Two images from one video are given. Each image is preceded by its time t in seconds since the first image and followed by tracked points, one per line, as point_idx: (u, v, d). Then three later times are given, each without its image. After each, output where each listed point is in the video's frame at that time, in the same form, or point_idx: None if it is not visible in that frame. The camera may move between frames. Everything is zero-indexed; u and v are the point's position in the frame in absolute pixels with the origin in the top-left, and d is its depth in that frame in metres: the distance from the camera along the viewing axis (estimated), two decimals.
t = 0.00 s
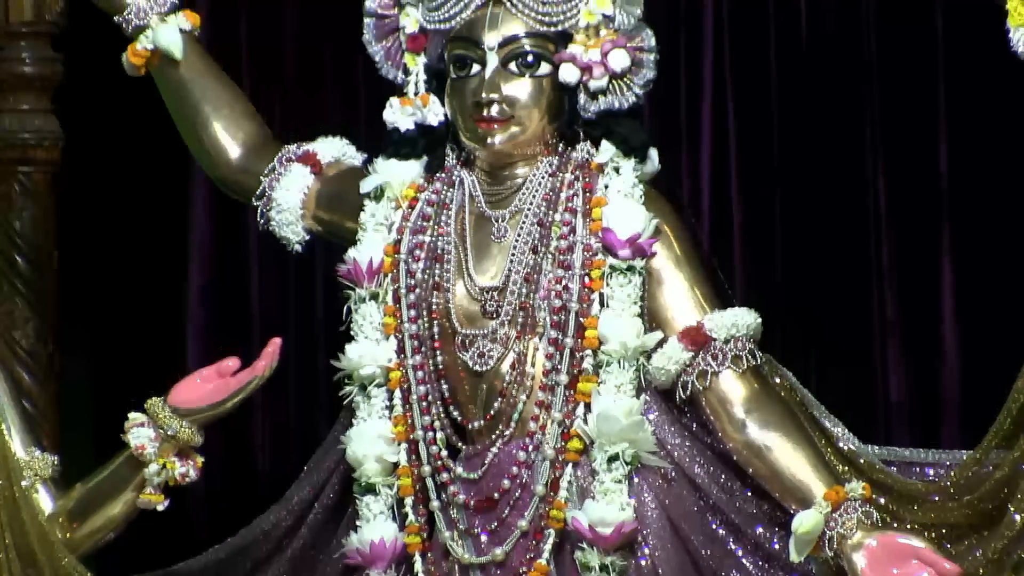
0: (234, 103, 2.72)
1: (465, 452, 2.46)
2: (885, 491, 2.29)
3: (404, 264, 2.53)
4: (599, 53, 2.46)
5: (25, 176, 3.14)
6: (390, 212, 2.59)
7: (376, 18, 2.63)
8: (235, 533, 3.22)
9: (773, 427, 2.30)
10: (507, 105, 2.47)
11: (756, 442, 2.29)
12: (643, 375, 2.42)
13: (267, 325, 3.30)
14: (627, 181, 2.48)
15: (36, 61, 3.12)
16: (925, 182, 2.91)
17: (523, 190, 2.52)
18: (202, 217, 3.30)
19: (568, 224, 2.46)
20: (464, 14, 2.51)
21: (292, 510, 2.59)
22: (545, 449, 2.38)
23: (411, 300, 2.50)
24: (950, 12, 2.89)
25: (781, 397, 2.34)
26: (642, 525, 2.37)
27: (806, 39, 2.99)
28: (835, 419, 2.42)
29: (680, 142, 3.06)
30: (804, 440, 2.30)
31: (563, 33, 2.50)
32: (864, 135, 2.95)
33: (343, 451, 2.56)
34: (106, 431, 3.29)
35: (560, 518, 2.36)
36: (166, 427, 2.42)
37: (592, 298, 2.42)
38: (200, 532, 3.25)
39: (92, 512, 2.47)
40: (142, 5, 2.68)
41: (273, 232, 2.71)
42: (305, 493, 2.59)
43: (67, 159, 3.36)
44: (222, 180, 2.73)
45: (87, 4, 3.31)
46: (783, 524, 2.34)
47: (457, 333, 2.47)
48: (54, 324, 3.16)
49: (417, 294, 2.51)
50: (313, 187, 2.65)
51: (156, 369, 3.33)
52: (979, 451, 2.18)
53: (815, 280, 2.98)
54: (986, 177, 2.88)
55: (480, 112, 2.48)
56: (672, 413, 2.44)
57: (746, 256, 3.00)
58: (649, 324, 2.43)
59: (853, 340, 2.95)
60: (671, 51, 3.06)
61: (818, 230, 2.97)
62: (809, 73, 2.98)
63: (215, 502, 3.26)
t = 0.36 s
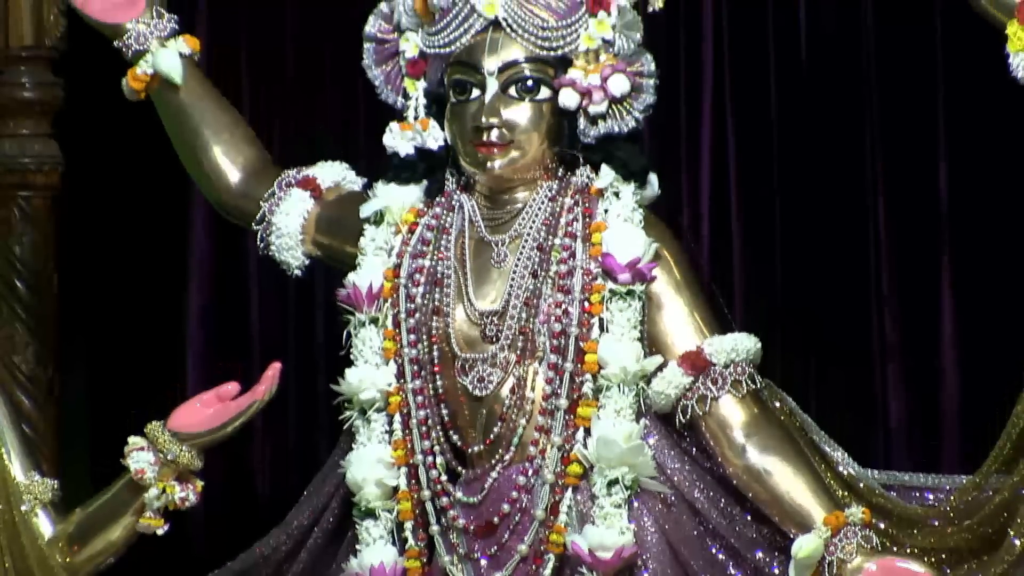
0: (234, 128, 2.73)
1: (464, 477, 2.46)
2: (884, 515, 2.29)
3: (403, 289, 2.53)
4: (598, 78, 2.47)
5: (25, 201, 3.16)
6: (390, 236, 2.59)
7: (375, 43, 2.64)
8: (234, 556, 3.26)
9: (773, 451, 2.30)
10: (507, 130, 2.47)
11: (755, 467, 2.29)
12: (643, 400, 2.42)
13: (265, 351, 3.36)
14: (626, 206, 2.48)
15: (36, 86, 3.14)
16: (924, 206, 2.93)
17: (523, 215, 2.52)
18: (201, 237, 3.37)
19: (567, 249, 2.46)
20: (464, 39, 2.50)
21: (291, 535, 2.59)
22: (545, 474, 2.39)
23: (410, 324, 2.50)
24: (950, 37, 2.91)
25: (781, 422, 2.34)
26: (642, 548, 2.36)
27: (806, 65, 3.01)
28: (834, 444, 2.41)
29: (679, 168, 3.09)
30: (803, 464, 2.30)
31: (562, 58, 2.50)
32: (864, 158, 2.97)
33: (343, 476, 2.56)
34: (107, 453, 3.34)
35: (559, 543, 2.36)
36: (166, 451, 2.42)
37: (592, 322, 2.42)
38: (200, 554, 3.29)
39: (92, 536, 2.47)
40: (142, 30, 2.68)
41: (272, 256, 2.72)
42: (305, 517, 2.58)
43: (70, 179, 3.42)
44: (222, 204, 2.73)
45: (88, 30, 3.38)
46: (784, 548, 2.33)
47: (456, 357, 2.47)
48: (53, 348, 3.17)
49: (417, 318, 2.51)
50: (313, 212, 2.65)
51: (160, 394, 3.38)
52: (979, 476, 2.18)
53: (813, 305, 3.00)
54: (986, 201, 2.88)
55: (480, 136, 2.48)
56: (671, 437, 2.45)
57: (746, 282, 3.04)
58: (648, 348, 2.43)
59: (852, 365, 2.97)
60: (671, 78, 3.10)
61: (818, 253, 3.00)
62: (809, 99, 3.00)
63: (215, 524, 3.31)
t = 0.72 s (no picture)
0: (234, 149, 2.74)
1: (464, 499, 2.45)
2: (884, 537, 2.29)
3: (404, 310, 2.53)
4: (599, 99, 2.48)
5: (25, 222, 3.17)
6: (390, 258, 2.59)
7: (376, 64, 2.65)
8: None
9: (773, 473, 2.30)
10: (508, 152, 2.48)
11: (756, 488, 2.30)
12: (643, 421, 2.42)
13: (266, 372, 3.38)
14: (627, 227, 2.48)
15: (37, 107, 3.15)
16: (925, 228, 2.95)
17: (524, 237, 2.52)
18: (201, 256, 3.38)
19: (568, 271, 2.47)
20: (464, 60, 2.51)
21: (292, 557, 2.59)
22: (545, 496, 2.39)
23: (411, 345, 2.50)
24: (950, 62, 2.94)
25: (781, 443, 2.34)
26: (642, 570, 2.37)
27: (806, 89, 3.02)
28: (834, 466, 2.41)
29: (680, 189, 3.10)
30: (804, 485, 2.30)
31: (563, 79, 2.50)
32: (865, 175, 2.99)
33: (343, 498, 2.56)
34: (106, 472, 3.38)
35: (560, 564, 2.37)
36: (166, 472, 2.42)
37: (592, 344, 2.43)
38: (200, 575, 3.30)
39: (93, 556, 2.49)
40: (142, 51, 2.68)
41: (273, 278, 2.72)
42: (305, 539, 2.58)
43: (69, 199, 3.45)
44: (223, 226, 2.73)
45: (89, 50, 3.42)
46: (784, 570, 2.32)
47: (457, 379, 2.47)
48: (53, 369, 3.18)
49: (418, 340, 2.51)
50: (314, 234, 2.66)
51: (163, 416, 3.41)
52: (980, 498, 2.18)
53: (814, 320, 3.01)
54: (986, 225, 2.91)
55: (481, 157, 2.49)
56: (671, 458, 2.44)
57: (747, 304, 3.05)
58: (649, 370, 2.43)
59: (853, 387, 2.98)
60: (671, 99, 3.11)
61: (818, 276, 3.02)
62: (809, 123, 3.02)
63: (216, 546, 3.33)
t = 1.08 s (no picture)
0: (233, 165, 2.74)
1: (463, 516, 2.46)
2: (884, 555, 2.28)
3: (403, 328, 2.53)
4: (599, 117, 2.48)
5: (25, 240, 3.17)
6: (390, 275, 2.59)
7: (375, 82, 2.65)
8: None
9: (773, 490, 2.31)
10: (507, 169, 2.48)
11: (756, 506, 2.30)
12: (643, 439, 2.42)
13: (265, 389, 3.40)
14: (626, 245, 2.49)
15: (37, 125, 3.15)
16: (925, 249, 2.98)
17: (523, 255, 2.53)
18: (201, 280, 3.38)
19: (568, 288, 2.46)
20: (464, 78, 2.51)
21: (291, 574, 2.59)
22: (545, 513, 2.38)
23: (410, 363, 2.50)
24: (949, 81, 2.96)
25: (781, 461, 2.34)
26: None
27: (806, 106, 3.03)
28: (833, 483, 2.42)
29: (680, 207, 3.11)
30: (804, 503, 2.30)
31: (563, 97, 2.51)
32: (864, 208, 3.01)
33: (343, 516, 2.56)
34: (106, 488, 3.41)
35: None
36: (166, 491, 2.42)
37: (592, 362, 2.42)
38: None
39: None
40: (142, 69, 2.68)
41: (272, 296, 2.72)
42: (304, 557, 2.58)
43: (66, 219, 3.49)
44: (222, 245, 2.73)
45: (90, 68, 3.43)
46: None
47: (456, 397, 2.47)
48: (53, 388, 3.18)
49: (417, 358, 2.51)
50: (314, 251, 2.66)
51: (164, 432, 3.41)
52: (979, 516, 2.18)
53: (815, 342, 3.04)
54: (986, 245, 2.94)
55: (480, 175, 2.49)
56: (671, 475, 2.45)
57: (745, 320, 3.07)
58: (648, 388, 2.43)
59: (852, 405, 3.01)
60: (671, 115, 3.12)
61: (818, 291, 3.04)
62: (809, 141, 3.04)
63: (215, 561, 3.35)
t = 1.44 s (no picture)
0: (233, 182, 2.74)
1: (464, 532, 2.45)
2: (884, 570, 2.29)
3: (404, 344, 2.53)
4: (599, 133, 2.49)
5: (25, 255, 3.18)
6: (391, 291, 2.60)
7: (376, 99, 2.65)
8: None
9: (773, 506, 2.31)
10: (507, 186, 2.48)
11: (756, 522, 2.30)
12: (643, 455, 2.42)
13: (264, 405, 3.44)
14: (627, 261, 2.49)
15: (36, 141, 3.16)
16: (924, 260, 3.00)
17: (524, 271, 2.53)
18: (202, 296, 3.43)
19: (568, 304, 2.47)
20: (464, 95, 2.52)
21: None
22: (546, 529, 2.38)
23: (411, 379, 2.50)
24: (949, 95, 2.98)
25: (781, 477, 2.34)
26: None
27: (806, 121, 3.07)
28: (834, 500, 2.43)
29: (680, 222, 3.14)
30: (804, 519, 2.30)
31: (563, 113, 2.51)
32: (865, 217, 3.04)
33: (343, 532, 2.56)
34: (107, 504, 3.41)
35: None
36: (167, 506, 2.42)
37: (592, 377, 2.42)
38: None
39: None
40: (142, 86, 2.68)
41: (273, 312, 2.72)
42: (304, 573, 2.58)
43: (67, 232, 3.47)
44: (223, 259, 2.73)
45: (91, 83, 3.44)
46: None
47: (457, 413, 2.47)
48: (54, 404, 3.19)
49: (417, 373, 2.51)
50: (314, 267, 2.66)
51: (166, 445, 3.44)
52: (980, 531, 2.18)
53: (815, 342, 3.06)
54: (986, 260, 2.96)
55: (481, 191, 2.50)
56: (672, 491, 2.45)
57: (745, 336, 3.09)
58: (648, 404, 2.43)
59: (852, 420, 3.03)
60: (671, 131, 3.15)
61: (820, 304, 3.06)
62: (809, 156, 3.07)
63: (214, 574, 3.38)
